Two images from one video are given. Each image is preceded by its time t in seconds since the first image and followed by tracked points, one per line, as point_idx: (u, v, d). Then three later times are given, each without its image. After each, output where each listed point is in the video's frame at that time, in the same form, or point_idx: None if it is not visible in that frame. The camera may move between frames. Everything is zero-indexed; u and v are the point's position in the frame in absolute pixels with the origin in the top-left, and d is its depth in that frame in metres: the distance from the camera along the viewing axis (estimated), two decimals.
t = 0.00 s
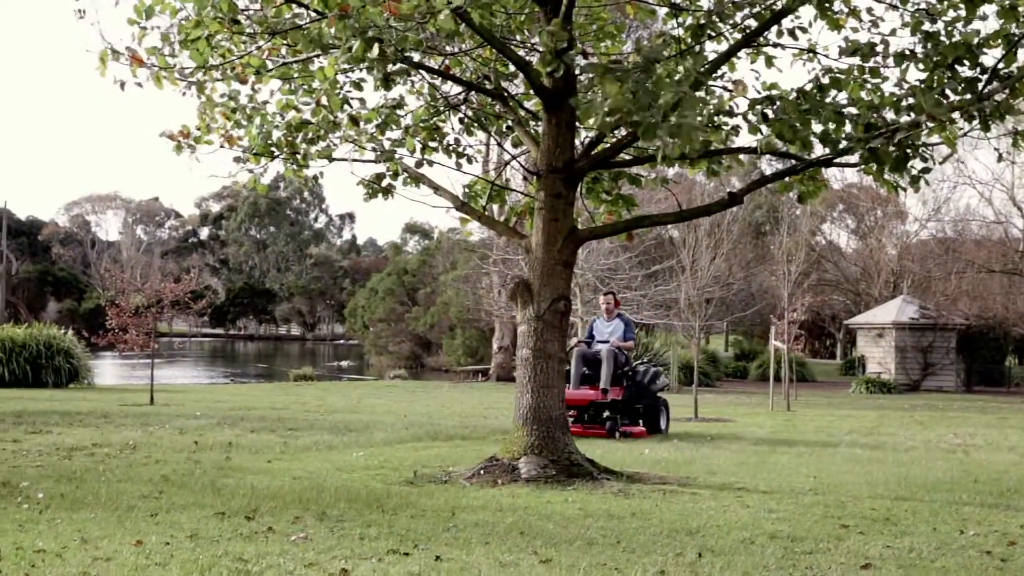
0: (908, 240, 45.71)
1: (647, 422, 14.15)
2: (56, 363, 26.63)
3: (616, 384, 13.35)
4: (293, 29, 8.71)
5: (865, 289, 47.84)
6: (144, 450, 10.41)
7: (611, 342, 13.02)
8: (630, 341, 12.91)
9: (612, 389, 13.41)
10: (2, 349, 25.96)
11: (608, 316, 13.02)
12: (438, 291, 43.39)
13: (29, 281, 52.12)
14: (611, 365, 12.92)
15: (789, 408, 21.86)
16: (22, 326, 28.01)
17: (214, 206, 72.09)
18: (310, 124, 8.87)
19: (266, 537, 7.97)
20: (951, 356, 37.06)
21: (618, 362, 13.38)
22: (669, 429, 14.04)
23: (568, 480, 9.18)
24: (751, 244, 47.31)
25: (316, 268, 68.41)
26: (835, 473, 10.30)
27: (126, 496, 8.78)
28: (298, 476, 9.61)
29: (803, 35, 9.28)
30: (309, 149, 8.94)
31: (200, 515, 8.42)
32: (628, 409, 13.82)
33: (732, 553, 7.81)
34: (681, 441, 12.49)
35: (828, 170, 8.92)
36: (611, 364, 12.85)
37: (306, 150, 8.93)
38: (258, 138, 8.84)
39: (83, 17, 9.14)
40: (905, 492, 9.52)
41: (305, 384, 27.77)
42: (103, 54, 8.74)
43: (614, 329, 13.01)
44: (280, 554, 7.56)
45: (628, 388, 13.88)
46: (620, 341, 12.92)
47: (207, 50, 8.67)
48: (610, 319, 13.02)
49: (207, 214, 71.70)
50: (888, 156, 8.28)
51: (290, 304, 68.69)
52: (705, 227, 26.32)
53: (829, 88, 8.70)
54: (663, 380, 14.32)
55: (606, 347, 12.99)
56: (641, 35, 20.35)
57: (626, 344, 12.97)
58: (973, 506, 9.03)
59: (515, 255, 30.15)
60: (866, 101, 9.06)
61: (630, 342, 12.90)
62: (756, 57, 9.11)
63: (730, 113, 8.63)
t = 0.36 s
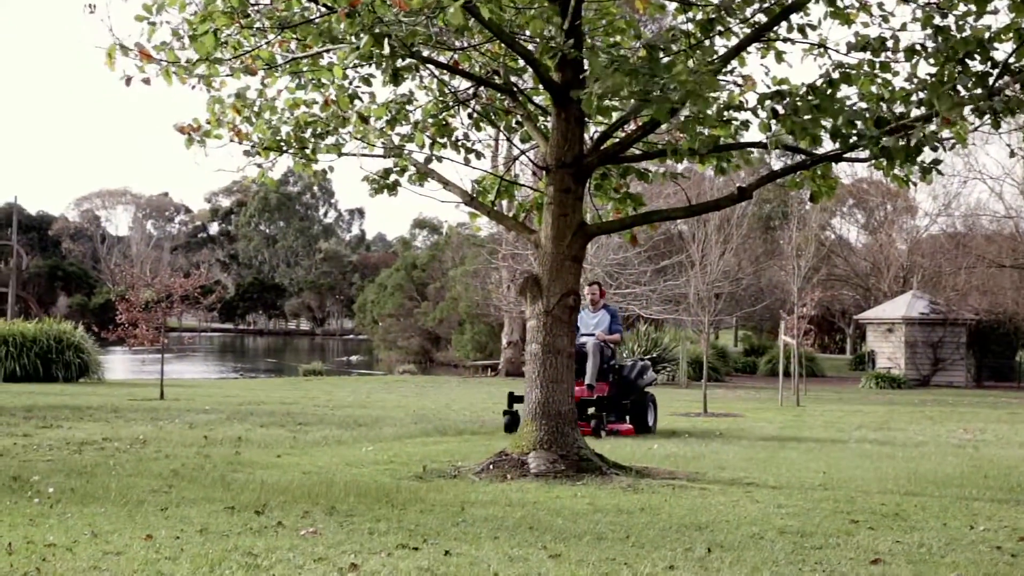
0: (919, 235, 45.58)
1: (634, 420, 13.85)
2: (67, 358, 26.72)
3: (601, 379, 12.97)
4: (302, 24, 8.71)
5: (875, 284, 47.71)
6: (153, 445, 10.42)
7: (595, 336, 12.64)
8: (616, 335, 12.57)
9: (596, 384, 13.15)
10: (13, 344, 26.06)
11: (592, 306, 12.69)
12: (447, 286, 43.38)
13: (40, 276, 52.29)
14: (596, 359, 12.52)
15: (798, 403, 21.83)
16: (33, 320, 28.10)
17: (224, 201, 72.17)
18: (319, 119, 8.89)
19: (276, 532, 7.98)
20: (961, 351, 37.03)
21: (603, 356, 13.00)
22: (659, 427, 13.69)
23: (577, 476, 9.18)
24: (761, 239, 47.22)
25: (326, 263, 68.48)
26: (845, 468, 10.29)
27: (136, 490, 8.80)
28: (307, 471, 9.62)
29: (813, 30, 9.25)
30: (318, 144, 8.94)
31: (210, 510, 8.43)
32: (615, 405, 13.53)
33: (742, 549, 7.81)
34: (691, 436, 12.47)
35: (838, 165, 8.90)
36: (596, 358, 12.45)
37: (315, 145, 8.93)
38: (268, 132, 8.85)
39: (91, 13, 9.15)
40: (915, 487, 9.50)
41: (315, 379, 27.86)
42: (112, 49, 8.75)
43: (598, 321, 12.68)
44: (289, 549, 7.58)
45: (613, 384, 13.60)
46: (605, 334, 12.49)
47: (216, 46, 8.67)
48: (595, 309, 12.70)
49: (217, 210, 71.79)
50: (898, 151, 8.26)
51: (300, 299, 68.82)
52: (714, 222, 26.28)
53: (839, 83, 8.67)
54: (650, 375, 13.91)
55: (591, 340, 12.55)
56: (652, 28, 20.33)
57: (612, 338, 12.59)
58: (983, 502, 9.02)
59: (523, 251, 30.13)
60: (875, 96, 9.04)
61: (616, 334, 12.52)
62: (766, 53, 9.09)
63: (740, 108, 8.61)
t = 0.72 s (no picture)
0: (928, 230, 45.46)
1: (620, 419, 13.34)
2: (77, 353, 26.77)
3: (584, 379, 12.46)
4: (312, 19, 8.72)
5: (885, 279, 47.60)
6: (164, 440, 10.44)
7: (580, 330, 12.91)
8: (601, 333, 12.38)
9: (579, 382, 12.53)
10: (24, 340, 26.13)
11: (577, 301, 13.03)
12: (456, 282, 43.40)
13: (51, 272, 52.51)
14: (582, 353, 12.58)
15: (808, 399, 21.83)
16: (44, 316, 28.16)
17: (234, 196, 72.23)
18: (328, 115, 8.90)
19: (286, 527, 8.00)
20: (971, 347, 36.98)
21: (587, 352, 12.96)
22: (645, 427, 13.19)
23: (586, 471, 9.18)
24: (770, 235, 47.14)
25: (335, 259, 68.61)
26: (854, 464, 10.28)
27: (146, 485, 8.82)
28: (318, 466, 9.64)
29: (824, 25, 9.22)
30: (327, 140, 8.94)
31: (220, 505, 8.44)
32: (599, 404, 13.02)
33: (751, 544, 7.81)
34: (700, 432, 12.47)
35: (848, 160, 8.88)
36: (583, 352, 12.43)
37: (325, 141, 8.94)
38: (277, 128, 8.85)
39: (100, 10, 9.15)
40: (926, 483, 9.49)
41: (325, 375, 27.95)
42: (121, 45, 8.75)
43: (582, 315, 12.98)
44: (299, 545, 7.59)
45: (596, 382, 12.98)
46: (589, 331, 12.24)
47: (226, 41, 8.68)
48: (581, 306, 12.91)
49: (227, 206, 71.86)
50: (909, 146, 8.24)
51: (309, 295, 68.92)
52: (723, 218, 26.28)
53: (848, 78, 8.65)
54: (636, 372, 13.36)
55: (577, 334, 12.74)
56: (662, 25, 20.36)
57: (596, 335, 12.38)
58: (992, 498, 9.00)
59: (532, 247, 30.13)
60: (886, 91, 9.02)
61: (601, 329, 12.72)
62: (777, 48, 9.07)
63: (750, 103, 8.60)
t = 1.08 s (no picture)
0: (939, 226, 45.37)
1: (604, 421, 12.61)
2: (88, 349, 26.84)
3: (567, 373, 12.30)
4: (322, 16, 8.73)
5: (895, 276, 47.49)
6: (174, 437, 10.46)
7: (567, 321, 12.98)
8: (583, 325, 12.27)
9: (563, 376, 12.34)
10: (36, 336, 26.20)
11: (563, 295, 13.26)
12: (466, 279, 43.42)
13: (62, 268, 52.75)
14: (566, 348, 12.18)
15: (819, 395, 21.78)
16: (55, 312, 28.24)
17: (244, 193, 72.33)
18: (339, 111, 8.92)
19: (296, 523, 8.01)
20: (982, 343, 36.87)
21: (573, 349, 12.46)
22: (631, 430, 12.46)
23: (596, 468, 9.17)
24: (780, 231, 47.09)
25: (345, 256, 68.70)
26: (865, 461, 10.26)
27: (157, 481, 8.84)
28: (327, 463, 9.65)
29: (835, 22, 9.20)
30: (338, 137, 8.94)
31: (231, 502, 8.46)
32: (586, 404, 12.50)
33: (761, 541, 7.81)
34: (710, 429, 12.46)
35: (858, 156, 8.85)
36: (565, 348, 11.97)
37: (335, 137, 8.94)
38: (288, 125, 8.86)
39: (112, 7, 9.18)
40: (937, 481, 9.47)
41: (334, 372, 28.03)
42: (132, 42, 8.76)
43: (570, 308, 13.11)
44: (309, 541, 7.61)
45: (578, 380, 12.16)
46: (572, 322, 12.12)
47: (237, 38, 8.69)
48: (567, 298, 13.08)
49: (237, 202, 71.97)
50: (920, 143, 8.21)
51: (319, 292, 69.02)
52: (733, 215, 26.27)
53: (859, 75, 8.62)
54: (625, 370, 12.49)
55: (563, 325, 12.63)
56: (673, 21, 20.35)
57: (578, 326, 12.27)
58: (1004, 495, 8.98)
59: (541, 243, 30.14)
60: (897, 88, 9.00)
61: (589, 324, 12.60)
62: (787, 45, 9.05)
63: (761, 99, 8.59)
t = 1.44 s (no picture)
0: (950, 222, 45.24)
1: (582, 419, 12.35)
2: (99, 346, 26.91)
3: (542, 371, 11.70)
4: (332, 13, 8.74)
5: (906, 272, 47.37)
6: (185, 433, 10.47)
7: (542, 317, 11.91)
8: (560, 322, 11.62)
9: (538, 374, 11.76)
10: (47, 332, 26.29)
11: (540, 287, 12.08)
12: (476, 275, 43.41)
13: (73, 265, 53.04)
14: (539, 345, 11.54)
15: (829, 391, 21.75)
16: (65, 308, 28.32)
17: (254, 189, 72.31)
18: (349, 108, 8.93)
19: (307, 519, 8.02)
20: (994, 340, 36.78)
21: (547, 342, 11.88)
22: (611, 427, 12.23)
23: (606, 465, 9.16)
24: (791, 228, 47.00)
25: (355, 252, 68.83)
26: (876, 458, 10.24)
27: (167, 477, 8.86)
28: (337, 459, 9.66)
29: (846, 18, 9.18)
30: (348, 133, 8.95)
31: (241, 497, 8.47)
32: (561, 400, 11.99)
33: (772, 538, 7.81)
34: (720, 425, 12.44)
35: (869, 153, 8.83)
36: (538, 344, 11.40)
37: (345, 134, 8.95)
38: (298, 122, 8.87)
39: (122, 4, 9.19)
40: (948, 477, 9.46)
41: (345, 367, 28.10)
42: (143, 39, 8.77)
43: (546, 302, 12.02)
44: (319, 537, 7.62)
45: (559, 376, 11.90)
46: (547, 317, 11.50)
47: (247, 34, 8.70)
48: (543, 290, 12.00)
49: (247, 199, 72.01)
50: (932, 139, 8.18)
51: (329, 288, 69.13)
52: (743, 211, 26.25)
53: (871, 70, 8.60)
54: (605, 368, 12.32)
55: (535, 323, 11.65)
56: (684, 17, 20.35)
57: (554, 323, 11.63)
58: (1016, 492, 8.95)
59: (550, 239, 30.15)
60: (909, 84, 8.96)
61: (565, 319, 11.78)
62: (798, 40, 9.03)
63: (771, 96, 8.58)
